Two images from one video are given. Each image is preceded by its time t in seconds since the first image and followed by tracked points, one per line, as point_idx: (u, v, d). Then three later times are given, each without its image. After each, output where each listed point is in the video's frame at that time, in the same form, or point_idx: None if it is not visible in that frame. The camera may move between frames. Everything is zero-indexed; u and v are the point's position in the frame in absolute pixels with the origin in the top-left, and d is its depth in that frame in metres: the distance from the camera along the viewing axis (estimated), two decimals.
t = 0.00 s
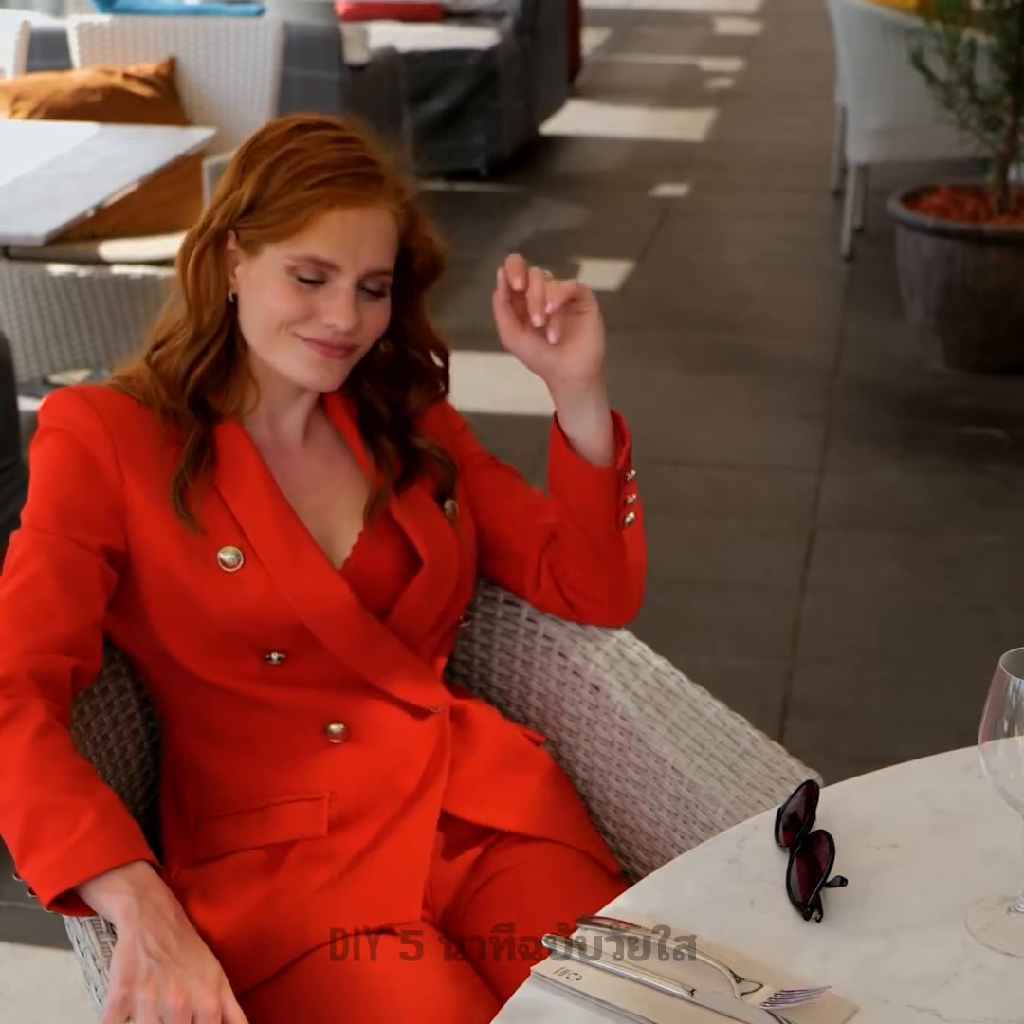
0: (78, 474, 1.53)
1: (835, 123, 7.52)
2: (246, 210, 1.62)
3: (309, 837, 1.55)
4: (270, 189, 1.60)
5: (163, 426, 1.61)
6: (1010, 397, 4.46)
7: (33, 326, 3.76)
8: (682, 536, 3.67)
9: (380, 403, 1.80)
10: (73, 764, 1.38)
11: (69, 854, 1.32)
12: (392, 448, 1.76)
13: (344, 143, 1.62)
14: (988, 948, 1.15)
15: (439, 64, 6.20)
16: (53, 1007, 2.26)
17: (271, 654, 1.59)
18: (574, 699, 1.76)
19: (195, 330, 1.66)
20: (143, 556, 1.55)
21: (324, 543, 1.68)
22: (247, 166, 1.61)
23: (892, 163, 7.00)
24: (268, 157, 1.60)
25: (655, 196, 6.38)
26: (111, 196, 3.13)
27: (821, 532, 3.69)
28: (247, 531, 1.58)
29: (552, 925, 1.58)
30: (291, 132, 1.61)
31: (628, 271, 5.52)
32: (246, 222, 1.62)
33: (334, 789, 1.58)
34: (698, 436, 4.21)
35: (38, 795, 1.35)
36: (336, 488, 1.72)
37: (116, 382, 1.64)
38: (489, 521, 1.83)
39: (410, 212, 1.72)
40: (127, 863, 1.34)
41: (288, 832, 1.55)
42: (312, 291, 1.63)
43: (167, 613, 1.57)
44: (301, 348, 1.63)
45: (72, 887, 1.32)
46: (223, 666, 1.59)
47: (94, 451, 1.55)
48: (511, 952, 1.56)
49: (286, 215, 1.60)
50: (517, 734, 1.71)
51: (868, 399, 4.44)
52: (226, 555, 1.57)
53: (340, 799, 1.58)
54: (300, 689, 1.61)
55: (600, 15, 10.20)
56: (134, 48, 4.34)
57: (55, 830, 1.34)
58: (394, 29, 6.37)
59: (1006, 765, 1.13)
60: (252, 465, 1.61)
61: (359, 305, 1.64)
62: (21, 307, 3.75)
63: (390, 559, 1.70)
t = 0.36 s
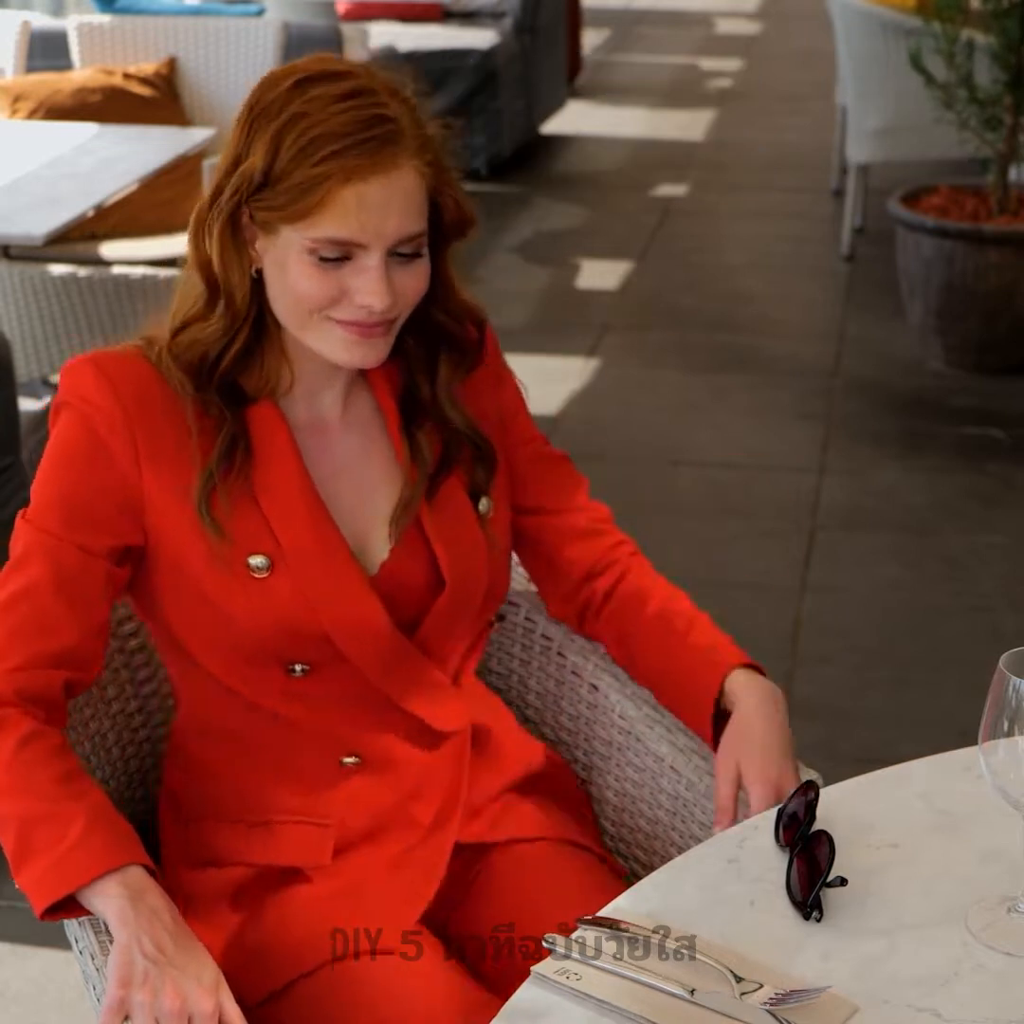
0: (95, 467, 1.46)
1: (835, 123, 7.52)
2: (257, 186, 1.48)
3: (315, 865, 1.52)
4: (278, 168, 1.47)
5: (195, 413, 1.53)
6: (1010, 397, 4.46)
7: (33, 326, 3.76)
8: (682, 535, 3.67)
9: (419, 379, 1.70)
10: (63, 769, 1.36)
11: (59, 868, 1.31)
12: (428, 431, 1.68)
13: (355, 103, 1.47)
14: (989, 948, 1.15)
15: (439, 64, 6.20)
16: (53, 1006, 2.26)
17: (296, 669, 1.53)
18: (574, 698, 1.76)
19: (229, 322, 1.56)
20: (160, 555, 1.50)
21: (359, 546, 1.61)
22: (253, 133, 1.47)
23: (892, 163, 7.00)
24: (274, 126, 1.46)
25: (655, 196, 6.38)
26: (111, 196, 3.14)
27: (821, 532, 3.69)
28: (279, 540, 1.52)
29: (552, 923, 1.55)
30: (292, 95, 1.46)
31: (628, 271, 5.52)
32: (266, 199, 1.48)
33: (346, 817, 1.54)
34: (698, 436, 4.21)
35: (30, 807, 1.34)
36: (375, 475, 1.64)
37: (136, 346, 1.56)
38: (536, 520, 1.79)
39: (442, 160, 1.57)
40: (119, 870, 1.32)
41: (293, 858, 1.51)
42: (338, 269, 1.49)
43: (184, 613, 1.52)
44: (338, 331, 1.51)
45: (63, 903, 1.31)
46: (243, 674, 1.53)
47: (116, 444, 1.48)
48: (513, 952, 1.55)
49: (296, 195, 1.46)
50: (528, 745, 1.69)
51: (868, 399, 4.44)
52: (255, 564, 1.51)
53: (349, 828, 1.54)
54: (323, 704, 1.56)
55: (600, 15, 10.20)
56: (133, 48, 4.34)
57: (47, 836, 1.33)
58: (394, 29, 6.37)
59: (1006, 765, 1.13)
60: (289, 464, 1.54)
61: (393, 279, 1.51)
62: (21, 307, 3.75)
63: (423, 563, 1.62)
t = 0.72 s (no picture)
0: (238, 502, 1.29)
1: (835, 123, 7.52)
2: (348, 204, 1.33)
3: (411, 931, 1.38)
4: (359, 170, 1.31)
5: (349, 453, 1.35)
6: (1010, 397, 4.46)
7: (33, 326, 3.76)
8: (682, 536, 3.67)
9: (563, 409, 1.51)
10: (99, 753, 1.28)
11: (77, 847, 1.23)
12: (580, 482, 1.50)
13: (426, 88, 1.30)
14: (989, 949, 1.15)
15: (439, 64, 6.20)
16: (53, 1007, 2.25)
17: (428, 741, 1.38)
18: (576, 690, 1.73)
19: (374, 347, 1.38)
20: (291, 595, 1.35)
21: (526, 608, 1.46)
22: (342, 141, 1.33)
23: (892, 163, 7.00)
24: (358, 123, 1.31)
25: (655, 196, 6.38)
26: (111, 195, 3.14)
27: (821, 532, 3.69)
28: (428, 603, 1.35)
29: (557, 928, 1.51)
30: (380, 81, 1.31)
31: (628, 271, 5.52)
32: (357, 216, 1.33)
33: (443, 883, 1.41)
34: (699, 436, 4.21)
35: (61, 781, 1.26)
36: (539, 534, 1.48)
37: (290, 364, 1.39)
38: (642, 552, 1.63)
39: (563, 140, 1.37)
40: (138, 877, 1.24)
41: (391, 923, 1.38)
42: (443, 277, 1.31)
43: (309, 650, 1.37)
44: (462, 350, 1.33)
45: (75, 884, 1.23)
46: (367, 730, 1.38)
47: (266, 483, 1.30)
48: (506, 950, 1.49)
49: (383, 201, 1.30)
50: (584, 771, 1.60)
51: (868, 399, 4.44)
52: (404, 634, 1.35)
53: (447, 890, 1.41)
54: (449, 775, 1.41)
55: (600, 15, 10.19)
56: (133, 48, 4.34)
57: (71, 825, 1.24)
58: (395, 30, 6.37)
59: (1006, 765, 1.13)
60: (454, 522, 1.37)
61: (501, 280, 1.32)
62: (21, 307, 3.75)
63: (584, 626, 1.45)
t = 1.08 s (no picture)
0: (314, 453, 1.23)
1: (835, 123, 7.53)
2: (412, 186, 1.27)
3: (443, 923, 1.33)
4: (419, 154, 1.24)
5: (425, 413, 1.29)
6: (1010, 397, 4.46)
7: (33, 326, 3.77)
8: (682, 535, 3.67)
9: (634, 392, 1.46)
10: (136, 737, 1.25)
11: (99, 841, 1.21)
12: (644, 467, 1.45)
13: (479, 73, 1.22)
14: (988, 948, 1.15)
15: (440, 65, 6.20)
16: (53, 1007, 2.25)
17: (478, 724, 1.32)
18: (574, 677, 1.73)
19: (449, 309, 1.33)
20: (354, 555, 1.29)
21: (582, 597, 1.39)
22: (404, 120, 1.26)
23: (892, 163, 7.00)
24: (416, 106, 1.24)
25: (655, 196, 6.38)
26: (111, 196, 3.14)
27: (821, 532, 3.69)
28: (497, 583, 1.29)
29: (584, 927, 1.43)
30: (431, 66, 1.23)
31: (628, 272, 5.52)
32: (418, 203, 1.28)
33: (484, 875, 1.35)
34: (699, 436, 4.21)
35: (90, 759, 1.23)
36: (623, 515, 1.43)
37: (377, 320, 1.34)
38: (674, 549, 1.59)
39: (635, 121, 1.29)
40: (154, 881, 1.22)
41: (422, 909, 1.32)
42: (500, 268, 1.25)
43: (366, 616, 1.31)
44: (525, 337, 1.27)
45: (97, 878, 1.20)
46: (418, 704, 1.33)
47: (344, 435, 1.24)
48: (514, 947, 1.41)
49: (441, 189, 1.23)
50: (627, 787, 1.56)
51: (868, 399, 4.44)
52: (469, 607, 1.29)
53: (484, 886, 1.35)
54: (496, 765, 1.35)
55: (600, 16, 10.19)
56: (134, 48, 4.34)
57: (94, 813, 1.22)
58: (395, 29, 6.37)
59: (1006, 765, 1.13)
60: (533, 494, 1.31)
61: (564, 263, 1.25)
62: (21, 307, 3.75)
63: (649, 620, 1.40)
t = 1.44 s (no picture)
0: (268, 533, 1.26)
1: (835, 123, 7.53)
2: (388, 204, 1.25)
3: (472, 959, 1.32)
4: (408, 174, 1.23)
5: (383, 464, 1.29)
6: (1010, 397, 4.46)
7: (33, 326, 3.76)
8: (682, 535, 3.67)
9: (587, 429, 1.46)
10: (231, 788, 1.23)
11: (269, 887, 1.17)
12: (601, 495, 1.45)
13: (482, 100, 1.22)
14: (989, 948, 1.15)
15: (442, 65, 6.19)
16: (52, 1007, 2.26)
17: (475, 765, 1.34)
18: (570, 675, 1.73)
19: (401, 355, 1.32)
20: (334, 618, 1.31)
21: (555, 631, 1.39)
22: (387, 137, 1.24)
23: (892, 163, 7.00)
24: (405, 123, 1.23)
25: (655, 196, 6.38)
26: (111, 196, 3.14)
27: (821, 532, 3.69)
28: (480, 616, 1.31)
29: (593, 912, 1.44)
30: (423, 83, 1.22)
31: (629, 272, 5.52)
32: (394, 224, 1.25)
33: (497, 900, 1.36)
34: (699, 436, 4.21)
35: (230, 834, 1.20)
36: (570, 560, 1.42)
37: (307, 374, 1.34)
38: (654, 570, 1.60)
39: (614, 168, 1.30)
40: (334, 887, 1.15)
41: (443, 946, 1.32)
42: (479, 297, 1.24)
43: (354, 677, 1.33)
44: (490, 370, 1.26)
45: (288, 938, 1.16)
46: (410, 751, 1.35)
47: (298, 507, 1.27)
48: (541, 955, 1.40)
49: (428, 212, 1.22)
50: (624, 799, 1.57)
51: (868, 399, 4.44)
52: (454, 643, 1.30)
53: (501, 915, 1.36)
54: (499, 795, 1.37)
55: (600, 15, 10.19)
56: (134, 48, 4.34)
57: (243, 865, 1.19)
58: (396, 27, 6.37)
59: (1006, 765, 1.13)
60: (492, 517, 1.32)
61: (544, 301, 1.24)
62: (21, 307, 3.75)
63: (615, 650, 1.41)
